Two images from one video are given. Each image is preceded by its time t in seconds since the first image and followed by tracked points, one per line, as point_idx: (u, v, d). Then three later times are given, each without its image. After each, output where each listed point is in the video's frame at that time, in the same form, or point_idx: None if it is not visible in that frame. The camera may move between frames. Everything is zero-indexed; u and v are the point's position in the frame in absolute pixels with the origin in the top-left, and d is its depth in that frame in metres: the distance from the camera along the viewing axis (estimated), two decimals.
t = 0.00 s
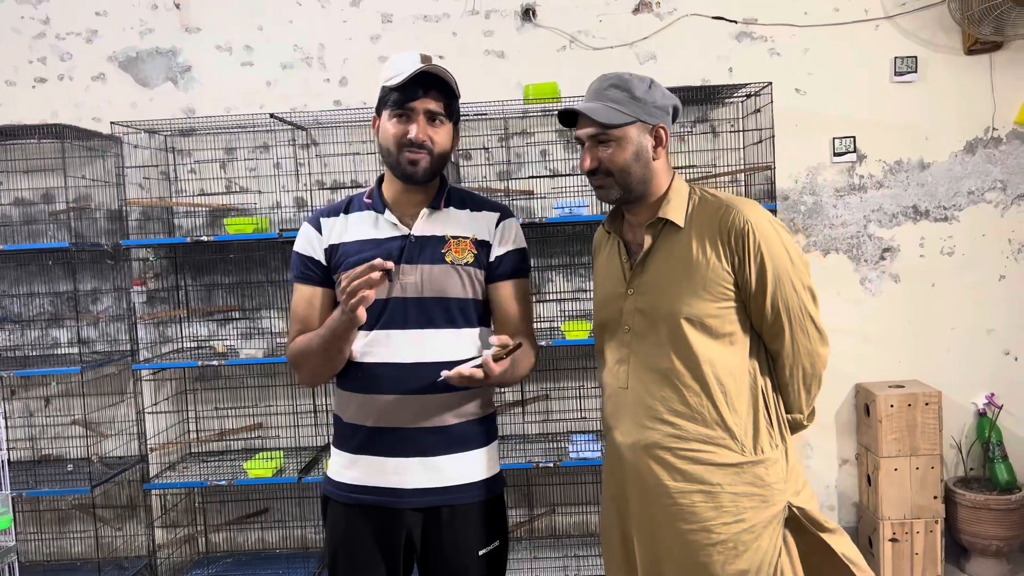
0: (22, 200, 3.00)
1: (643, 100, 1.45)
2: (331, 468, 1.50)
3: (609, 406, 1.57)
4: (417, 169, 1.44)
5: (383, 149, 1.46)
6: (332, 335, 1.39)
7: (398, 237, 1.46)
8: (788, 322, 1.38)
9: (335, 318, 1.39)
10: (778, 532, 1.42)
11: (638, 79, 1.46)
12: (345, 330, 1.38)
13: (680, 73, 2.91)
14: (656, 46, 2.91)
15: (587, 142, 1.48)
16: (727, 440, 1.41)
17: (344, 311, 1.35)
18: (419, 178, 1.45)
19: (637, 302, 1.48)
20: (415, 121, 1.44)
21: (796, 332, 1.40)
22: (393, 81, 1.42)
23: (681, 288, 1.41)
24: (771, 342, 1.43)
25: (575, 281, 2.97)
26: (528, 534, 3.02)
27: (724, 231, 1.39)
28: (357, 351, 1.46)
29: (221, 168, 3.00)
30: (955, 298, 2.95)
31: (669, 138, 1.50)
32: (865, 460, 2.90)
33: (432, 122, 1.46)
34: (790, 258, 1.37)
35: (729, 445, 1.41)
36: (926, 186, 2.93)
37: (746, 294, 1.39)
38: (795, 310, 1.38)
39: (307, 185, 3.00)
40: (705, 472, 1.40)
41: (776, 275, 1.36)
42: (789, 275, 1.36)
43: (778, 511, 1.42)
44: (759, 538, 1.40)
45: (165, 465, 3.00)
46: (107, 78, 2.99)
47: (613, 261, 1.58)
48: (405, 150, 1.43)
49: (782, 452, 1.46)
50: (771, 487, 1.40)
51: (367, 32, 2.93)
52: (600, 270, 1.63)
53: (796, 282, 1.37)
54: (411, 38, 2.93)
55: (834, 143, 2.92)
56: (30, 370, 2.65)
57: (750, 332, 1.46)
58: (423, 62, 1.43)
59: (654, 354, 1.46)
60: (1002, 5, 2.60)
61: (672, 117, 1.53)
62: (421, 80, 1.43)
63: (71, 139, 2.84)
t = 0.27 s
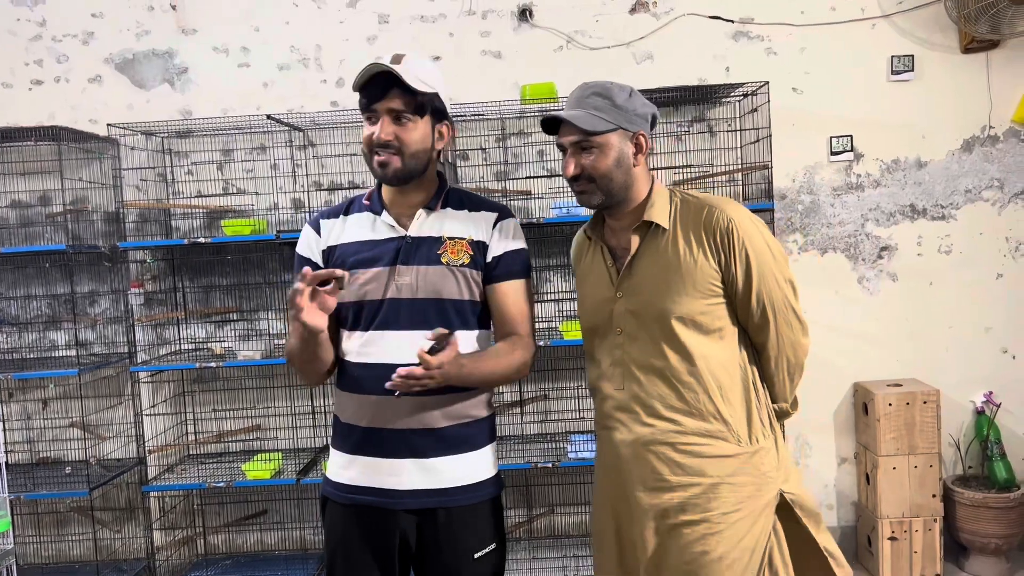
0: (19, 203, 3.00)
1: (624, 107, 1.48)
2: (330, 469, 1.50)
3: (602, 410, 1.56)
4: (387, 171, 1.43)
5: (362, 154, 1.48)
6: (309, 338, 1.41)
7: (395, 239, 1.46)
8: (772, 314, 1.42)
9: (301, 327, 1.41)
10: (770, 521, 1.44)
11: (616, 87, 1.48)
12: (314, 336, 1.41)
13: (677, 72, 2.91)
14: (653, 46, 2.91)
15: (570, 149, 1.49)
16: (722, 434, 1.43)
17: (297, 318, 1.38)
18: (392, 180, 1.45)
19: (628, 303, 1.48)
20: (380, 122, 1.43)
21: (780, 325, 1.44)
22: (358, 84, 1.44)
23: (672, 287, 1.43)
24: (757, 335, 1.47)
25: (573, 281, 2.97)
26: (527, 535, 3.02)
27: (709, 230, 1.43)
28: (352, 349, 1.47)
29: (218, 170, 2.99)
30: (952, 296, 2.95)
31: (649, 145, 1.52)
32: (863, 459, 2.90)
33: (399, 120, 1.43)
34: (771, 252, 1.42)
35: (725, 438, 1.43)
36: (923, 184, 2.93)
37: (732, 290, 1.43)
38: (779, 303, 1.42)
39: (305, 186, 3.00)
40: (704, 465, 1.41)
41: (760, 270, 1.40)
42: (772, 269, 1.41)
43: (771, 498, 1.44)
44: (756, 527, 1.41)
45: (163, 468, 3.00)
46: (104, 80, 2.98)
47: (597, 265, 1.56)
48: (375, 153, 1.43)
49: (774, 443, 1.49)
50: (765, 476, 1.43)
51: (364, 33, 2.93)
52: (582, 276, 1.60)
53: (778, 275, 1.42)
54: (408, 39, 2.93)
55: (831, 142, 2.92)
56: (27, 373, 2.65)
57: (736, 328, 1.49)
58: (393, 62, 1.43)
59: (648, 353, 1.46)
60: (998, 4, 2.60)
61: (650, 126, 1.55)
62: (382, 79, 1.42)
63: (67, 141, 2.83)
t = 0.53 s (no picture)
0: (16, 205, 2.99)
1: (610, 111, 1.51)
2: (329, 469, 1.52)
3: (603, 410, 1.56)
4: (374, 173, 1.44)
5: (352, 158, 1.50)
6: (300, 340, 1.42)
7: (390, 239, 1.46)
8: (768, 304, 1.43)
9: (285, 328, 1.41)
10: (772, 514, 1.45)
11: (603, 92, 1.52)
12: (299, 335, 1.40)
13: (674, 72, 2.91)
14: (650, 46, 2.91)
15: (558, 151, 1.53)
16: (726, 426, 1.43)
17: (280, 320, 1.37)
18: (379, 182, 1.46)
19: (626, 302, 1.48)
20: (366, 125, 1.44)
21: (777, 318, 1.45)
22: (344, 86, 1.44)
23: (669, 282, 1.43)
24: (753, 327, 1.47)
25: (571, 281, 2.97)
26: (526, 535, 3.02)
27: (703, 225, 1.44)
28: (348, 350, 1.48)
29: (216, 171, 2.99)
30: (950, 295, 2.95)
31: (637, 147, 1.55)
32: (862, 458, 2.91)
33: (384, 123, 1.43)
34: (763, 244, 1.44)
35: (728, 430, 1.43)
36: (920, 183, 2.93)
37: (726, 283, 1.44)
38: (774, 295, 1.43)
39: (302, 187, 2.99)
40: (710, 458, 1.41)
41: (756, 263, 1.41)
42: (765, 259, 1.42)
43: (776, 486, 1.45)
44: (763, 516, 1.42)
45: (161, 469, 2.99)
46: (101, 82, 2.98)
47: (592, 266, 1.55)
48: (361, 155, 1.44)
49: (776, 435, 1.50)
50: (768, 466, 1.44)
51: (361, 34, 2.93)
52: (576, 279, 1.59)
53: (771, 265, 1.43)
54: (405, 39, 2.93)
55: (828, 141, 2.92)
56: (25, 375, 2.65)
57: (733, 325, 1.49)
58: (383, 64, 1.43)
59: (648, 352, 1.46)
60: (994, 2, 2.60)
61: (638, 129, 1.58)
62: (369, 82, 1.43)
63: (64, 143, 2.83)
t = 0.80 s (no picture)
0: (12, 206, 2.99)
1: (622, 106, 1.51)
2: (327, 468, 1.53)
3: (611, 410, 1.56)
4: (372, 172, 1.43)
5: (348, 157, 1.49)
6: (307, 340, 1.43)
7: (382, 240, 1.47)
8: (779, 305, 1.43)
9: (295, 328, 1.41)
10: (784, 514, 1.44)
11: (612, 90, 1.51)
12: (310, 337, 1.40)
13: (671, 71, 2.91)
14: (647, 45, 2.91)
15: (569, 144, 1.52)
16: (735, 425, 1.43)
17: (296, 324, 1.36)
18: (376, 182, 1.45)
19: (635, 301, 1.48)
20: (366, 125, 1.44)
21: (789, 319, 1.45)
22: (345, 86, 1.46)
23: (679, 282, 1.43)
24: (764, 328, 1.47)
25: (569, 280, 2.97)
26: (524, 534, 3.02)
27: (715, 226, 1.44)
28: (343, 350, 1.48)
29: (213, 172, 2.99)
30: (947, 293, 2.95)
31: (648, 145, 1.53)
32: (860, 456, 2.91)
33: (385, 124, 1.44)
34: (775, 245, 1.43)
35: (739, 432, 1.42)
36: (917, 182, 2.93)
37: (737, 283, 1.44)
38: (786, 297, 1.43)
39: (299, 187, 2.99)
40: (719, 458, 1.40)
41: (767, 265, 1.41)
42: (777, 260, 1.42)
43: (788, 490, 1.45)
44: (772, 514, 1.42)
45: (159, 470, 2.98)
46: (97, 82, 2.98)
47: (602, 265, 1.56)
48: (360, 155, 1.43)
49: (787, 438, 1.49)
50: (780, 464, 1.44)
51: (358, 34, 2.93)
52: (587, 277, 1.60)
53: (783, 266, 1.43)
54: (402, 39, 2.92)
55: (825, 140, 2.92)
56: (22, 376, 2.64)
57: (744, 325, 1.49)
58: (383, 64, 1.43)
59: (657, 351, 1.46)
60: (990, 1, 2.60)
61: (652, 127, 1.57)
62: (371, 82, 1.43)
63: (60, 144, 2.82)
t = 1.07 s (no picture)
0: (8, 206, 2.98)
1: (662, 92, 1.46)
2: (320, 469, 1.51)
3: (641, 406, 1.52)
4: (381, 173, 1.42)
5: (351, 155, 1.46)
6: (316, 332, 1.40)
7: (377, 239, 1.45)
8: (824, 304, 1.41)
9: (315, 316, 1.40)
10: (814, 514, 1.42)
11: (651, 77, 1.46)
12: (325, 329, 1.39)
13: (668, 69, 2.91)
14: (643, 43, 2.90)
15: (605, 132, 1.48)
16: (767, 422, 1.41)
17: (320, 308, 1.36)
18: (385, 182, 1.44)
19: (670, 298, 1.44)
20: (377, 124, 1.43)
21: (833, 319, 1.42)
22: (354, 85, 1.43)
23: (718, 277, 1.40)
24: (807, 326, 1.45)
25: (566, 279, 2.97)
26: (522, 534, 3.01)
27: (760, 222, 1.40)
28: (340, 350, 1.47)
29: (209, 171, 2.98)
30: (945, 292, 2.95)
31: (688, 134, 1.48)
32: (857, 455, 2.91)
33: (396, 123, 1.44)
34: (819, 242, 1.40)
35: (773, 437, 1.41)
36: (914, 180, 2.93)
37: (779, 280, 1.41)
38: (831, 296, 1.41)
39: (295, 187, 2.98)
40: (748, 455, 1.38)
41: (813, 264, 1.38)
42: (822, 258, 1.39)
43: (820, 496, 1.44)
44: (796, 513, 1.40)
45: (156, 471, 2.97)
46: (92, 82, 2.97)
47: (636, 257, 1.52)
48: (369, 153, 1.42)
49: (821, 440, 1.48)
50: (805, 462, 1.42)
51: (354, 33, 2.92)
52: (617, 271, 1.56)
53: (828, 263, 1.40)
54: (398, 38, 2.92)
55: (822, 138, 2.92)
56: (18, 377, 2.64)
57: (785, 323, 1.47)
58: (386, 62, 1.43)
59: (690, 347, 1.43)
60: None
61: (693, 115, 1.52)
62: (379, 81, 1.42)
63: (56, 144, 2.82)
